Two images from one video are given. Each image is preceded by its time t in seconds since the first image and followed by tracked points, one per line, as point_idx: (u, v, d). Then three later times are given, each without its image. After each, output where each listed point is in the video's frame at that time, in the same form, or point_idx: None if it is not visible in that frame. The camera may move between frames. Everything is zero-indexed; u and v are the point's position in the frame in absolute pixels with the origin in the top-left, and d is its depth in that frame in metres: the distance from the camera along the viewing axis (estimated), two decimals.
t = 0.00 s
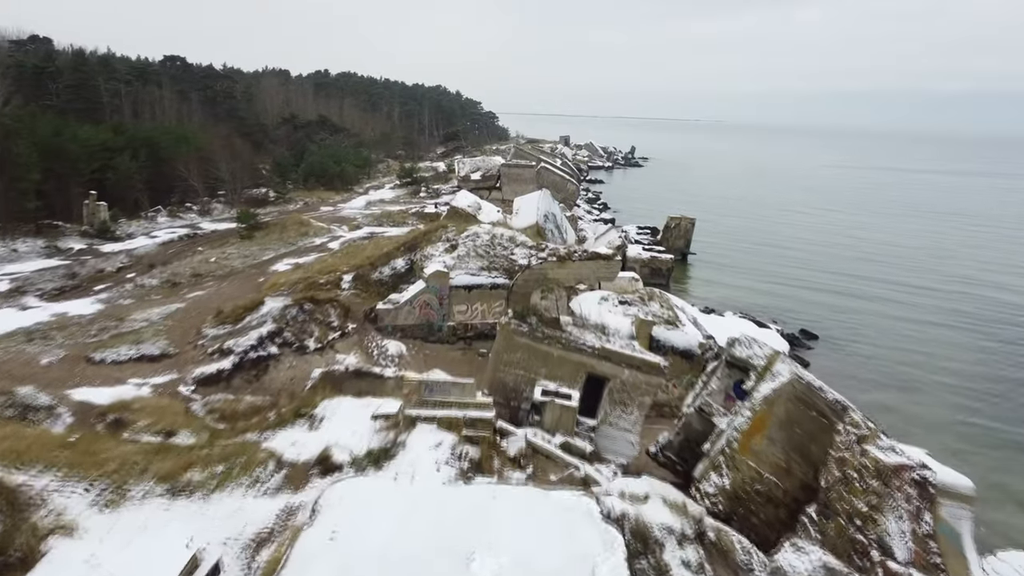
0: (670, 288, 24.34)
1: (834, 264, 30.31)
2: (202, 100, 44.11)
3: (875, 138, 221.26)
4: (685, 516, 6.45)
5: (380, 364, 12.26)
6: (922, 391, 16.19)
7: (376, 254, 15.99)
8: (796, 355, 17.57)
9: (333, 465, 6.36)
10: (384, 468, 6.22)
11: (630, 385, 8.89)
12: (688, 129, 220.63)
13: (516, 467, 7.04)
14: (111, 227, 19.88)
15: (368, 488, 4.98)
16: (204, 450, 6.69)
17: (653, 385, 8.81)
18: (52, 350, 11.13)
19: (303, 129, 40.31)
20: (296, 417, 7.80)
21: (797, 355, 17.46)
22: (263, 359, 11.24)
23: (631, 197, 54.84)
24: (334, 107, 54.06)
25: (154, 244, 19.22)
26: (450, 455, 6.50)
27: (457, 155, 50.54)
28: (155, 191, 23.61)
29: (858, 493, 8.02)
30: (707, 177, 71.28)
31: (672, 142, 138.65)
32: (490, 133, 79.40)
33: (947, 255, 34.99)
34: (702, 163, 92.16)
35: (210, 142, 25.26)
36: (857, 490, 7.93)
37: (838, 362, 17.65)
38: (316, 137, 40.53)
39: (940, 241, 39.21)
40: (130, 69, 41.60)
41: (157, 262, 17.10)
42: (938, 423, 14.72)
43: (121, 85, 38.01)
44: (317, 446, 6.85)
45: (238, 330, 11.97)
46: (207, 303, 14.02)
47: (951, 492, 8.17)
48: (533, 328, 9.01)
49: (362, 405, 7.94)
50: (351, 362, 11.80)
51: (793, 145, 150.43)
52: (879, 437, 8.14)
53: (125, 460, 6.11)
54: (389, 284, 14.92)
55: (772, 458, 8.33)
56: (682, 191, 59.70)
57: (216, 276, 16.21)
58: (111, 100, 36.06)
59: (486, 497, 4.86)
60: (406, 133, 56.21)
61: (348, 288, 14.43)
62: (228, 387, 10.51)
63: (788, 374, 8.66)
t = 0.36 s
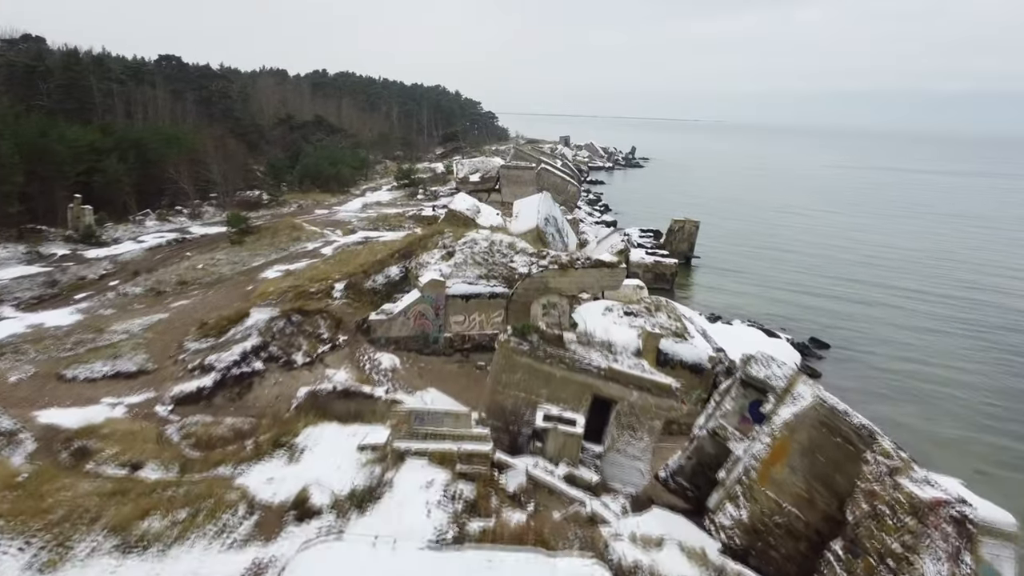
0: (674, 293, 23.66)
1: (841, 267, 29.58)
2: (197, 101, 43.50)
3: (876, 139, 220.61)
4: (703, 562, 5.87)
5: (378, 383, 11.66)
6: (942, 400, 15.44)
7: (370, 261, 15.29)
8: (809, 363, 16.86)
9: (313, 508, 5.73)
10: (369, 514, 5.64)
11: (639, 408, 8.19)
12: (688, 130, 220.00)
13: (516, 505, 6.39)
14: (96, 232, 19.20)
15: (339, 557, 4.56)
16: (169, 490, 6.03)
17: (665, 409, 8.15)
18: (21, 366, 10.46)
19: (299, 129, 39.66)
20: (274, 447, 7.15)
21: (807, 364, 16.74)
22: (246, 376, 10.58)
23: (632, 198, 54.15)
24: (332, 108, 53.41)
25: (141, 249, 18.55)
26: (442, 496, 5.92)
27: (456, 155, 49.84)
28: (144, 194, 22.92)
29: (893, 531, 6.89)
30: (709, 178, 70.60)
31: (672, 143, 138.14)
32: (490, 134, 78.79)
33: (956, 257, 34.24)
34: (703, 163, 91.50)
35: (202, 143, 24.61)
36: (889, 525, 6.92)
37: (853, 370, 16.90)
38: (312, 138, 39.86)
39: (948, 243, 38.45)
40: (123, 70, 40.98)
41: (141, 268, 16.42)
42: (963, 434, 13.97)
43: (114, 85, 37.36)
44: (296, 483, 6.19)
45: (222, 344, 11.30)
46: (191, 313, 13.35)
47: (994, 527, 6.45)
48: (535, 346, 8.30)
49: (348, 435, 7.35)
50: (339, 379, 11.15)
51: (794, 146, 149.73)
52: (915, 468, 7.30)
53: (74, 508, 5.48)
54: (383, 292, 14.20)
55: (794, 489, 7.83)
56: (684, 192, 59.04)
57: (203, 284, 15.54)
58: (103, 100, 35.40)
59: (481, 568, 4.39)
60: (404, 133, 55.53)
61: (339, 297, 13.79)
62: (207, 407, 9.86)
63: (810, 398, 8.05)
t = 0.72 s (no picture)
0: (679, 300, 22.99)
1: (850, 271, 28.87)
2: (191, 101, 42.78)
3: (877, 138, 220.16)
4: None
5: (370, 403, 10.90)
6: (963, 416, 14.76)
7: (362, 269, 14.58)
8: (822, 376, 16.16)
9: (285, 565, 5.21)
10: (348, 570, 5.17)
11: (650, 436, 7.53)
12: (688, 130, 219.38)
13: (515, 554, 5.70)
14: (80, 237, 18.53)
15: None
16: (122, 544, 5.35)
17: (674, 438, 7.56)
18: None
19: (295, 130, 38.92)
20: (248, 484, 6.53)
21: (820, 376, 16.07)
22: (228, 395, 9.93)
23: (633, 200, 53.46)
24: (329, 108, 52.66)
25: (126, 255, 17.86)
26: (432, 549, 5.40)
27: (455, 156, 49.19)
28: (132, 197, 22.25)
29: None
30: (711, 179, 69.86)
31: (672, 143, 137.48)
32: (489, 134, 78.06)
33: (966, 260, 33.48)
34: (704, 163, 90.78)
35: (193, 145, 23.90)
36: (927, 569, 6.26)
37: (869, 383, 16.20)
38: (308, 139, 39.16)
39: (957, 246, 37.71)
40: (116, 69, 40.28)
41: (125, 275, 15.74)
42: (987, 454, 13.28)
43: (106, 85, 36.68)
44: (268, 532, 5.57)
45: (202, 361, 10.63)
46: (174, 325, 12.68)
47: None
48: (536, 370, 7.66)
49: (330, 471, 6.64)
50: (329, 398, 10.52)
51: (796, 146, 148.95)
52: (954, 507, 6.65)
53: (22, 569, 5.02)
54: (376, 302, 13.49)
55: (819, 526, 7.09)
56: (686, 193, 58.35)
57: (188, 293, 14.84)
58: (95, 100, 34.72)
59: None
60: (403, 134, 54.85)
61: (329, 308, 13.14)
62: (186, 430, 9.22)
63: (838, 426, 7.36)
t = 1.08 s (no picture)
0: (684, 307, 22.33)
1: (857, 276, 28.20)
2: (186, 101, 42.11)
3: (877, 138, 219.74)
4: None
5: (361, 425, 10.20)
6: (985, 434, 14.08)
7: (355, 278, 13.88)
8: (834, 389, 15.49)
9: None
10: None
11: (662, 470, 6.89)
12: (688, 130, 218.69)
13: None
14: (64, 242, 17.86)
15: None
16: None
17: (687, 473, 6.93)
18: None
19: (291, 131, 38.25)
20: (215, 530, 5.99)
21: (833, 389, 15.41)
22: (206, 418, 9.25)
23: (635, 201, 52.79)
24: (327, 108, 51.96)
25: (111, 262, 17.19)
26: None
27: (455, 157, 48.51)
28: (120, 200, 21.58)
29: None
30: (712, 180, 69.21)
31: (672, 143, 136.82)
32: (489, 134, 77.36)
33: (975, 264, 32.85)
34: (706, 164, 90.13)
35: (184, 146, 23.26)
36: None
37: (882, 395, 15.53)
38: (304, 140, 38.47)
39: (965, 248, 37.05)
40: (110, 69, 39.58)
41: (107, 284, 15.07)
42: (1012, 475, 12.61)
43: (99, 85, 35.98)
44: None
45: (180, 380, 9.95)
46: (155, 338, 11.98)
47: None
48: (537, 397, 6.88)
49: (305, 512, 6.29)
50: (315, 421, 9.86)
51: (797, 147, 148.46)
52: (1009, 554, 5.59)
53: None
54: (368, 314, 12.79)
55: (850, 571, 6.19)
56: (687, 194, 57.67)
57: (173, 303, 14.16)
58: (87, 101, 34.02)
59: None
60: (401, 134, 54.17)
61: (319, 320, 12.49)
62: (159, 458, 8.52)
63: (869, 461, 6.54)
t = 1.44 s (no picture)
0: (688, 314, 21.66)
1: (866, 282, 27.51)
2: (181, 102, 41.45)
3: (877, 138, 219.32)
4: None
5: (350, 450, 9.49)
6: (1008, 450, 13.37)
7: (345, 288, 13.18)
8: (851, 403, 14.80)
9: None
10: None
11: (678, 511, 6.21)
12: (689, 130, 218.31)
13: None
14: (45, 249, 17.17)
15: None
16: None
17: (705, 514, 6.27)
18: None
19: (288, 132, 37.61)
20: None
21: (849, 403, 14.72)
22: (179, 444, 8.56)
23: (636, 202, 52.06)
24: (324, 109, 51.28)
25: (94, 270, 16.51)
26: None
27: (453, 159, 47.83)
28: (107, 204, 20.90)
29: None
30: (714, 180, 68.54)
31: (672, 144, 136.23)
32: (489, 135, 76.68)
33: (983, 267, 32.20)
34: (707, 165, 89.49)
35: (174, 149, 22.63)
36: None
37: (901, 410, 14.82)
38: (300, 141, 37.77)
39: (973, 250, 36.32)
40: (102, 69, 38.84)
41: (87, 294, 14.39)
42: None
43: (90, 85, 35.25)
44: None
45: (154, 402, 9.24)
46: (133, 353, 11.31)
47: None
48: (537, 431, 6.27)
49: None
50: (299, 445, 9.20)
51: (797, 146, 148.00)
52: None
53: None
54: (359, 326, 12.09)
55: None
56: (689, 195, 56.98)
57: (154, 314, 13.49)
58: (77, 101, 33.31)
59: None
60: (400, 135, 53.45)
61: (307, 334, 11.81)
62: (128, 490, 7.85)
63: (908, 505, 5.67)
